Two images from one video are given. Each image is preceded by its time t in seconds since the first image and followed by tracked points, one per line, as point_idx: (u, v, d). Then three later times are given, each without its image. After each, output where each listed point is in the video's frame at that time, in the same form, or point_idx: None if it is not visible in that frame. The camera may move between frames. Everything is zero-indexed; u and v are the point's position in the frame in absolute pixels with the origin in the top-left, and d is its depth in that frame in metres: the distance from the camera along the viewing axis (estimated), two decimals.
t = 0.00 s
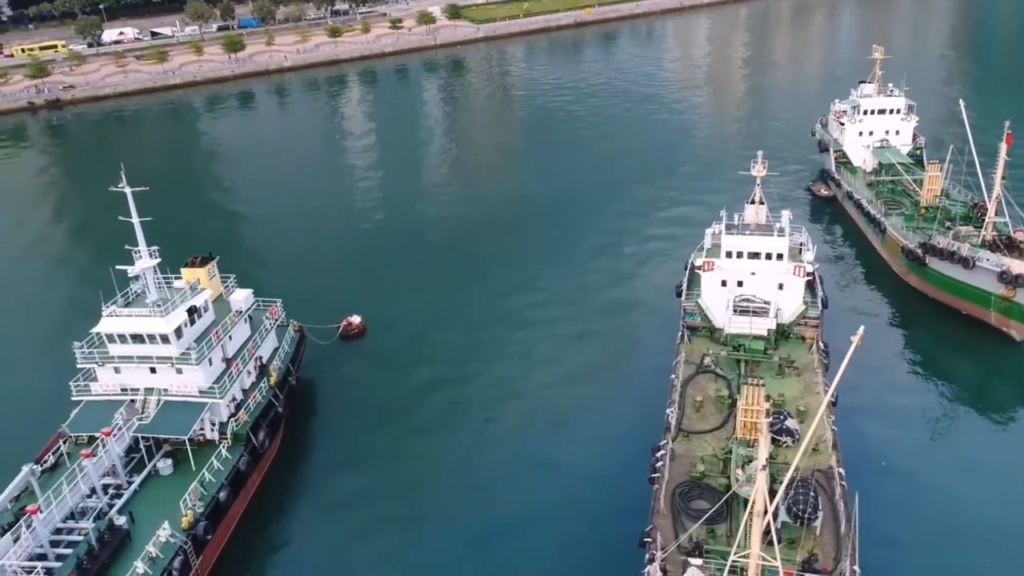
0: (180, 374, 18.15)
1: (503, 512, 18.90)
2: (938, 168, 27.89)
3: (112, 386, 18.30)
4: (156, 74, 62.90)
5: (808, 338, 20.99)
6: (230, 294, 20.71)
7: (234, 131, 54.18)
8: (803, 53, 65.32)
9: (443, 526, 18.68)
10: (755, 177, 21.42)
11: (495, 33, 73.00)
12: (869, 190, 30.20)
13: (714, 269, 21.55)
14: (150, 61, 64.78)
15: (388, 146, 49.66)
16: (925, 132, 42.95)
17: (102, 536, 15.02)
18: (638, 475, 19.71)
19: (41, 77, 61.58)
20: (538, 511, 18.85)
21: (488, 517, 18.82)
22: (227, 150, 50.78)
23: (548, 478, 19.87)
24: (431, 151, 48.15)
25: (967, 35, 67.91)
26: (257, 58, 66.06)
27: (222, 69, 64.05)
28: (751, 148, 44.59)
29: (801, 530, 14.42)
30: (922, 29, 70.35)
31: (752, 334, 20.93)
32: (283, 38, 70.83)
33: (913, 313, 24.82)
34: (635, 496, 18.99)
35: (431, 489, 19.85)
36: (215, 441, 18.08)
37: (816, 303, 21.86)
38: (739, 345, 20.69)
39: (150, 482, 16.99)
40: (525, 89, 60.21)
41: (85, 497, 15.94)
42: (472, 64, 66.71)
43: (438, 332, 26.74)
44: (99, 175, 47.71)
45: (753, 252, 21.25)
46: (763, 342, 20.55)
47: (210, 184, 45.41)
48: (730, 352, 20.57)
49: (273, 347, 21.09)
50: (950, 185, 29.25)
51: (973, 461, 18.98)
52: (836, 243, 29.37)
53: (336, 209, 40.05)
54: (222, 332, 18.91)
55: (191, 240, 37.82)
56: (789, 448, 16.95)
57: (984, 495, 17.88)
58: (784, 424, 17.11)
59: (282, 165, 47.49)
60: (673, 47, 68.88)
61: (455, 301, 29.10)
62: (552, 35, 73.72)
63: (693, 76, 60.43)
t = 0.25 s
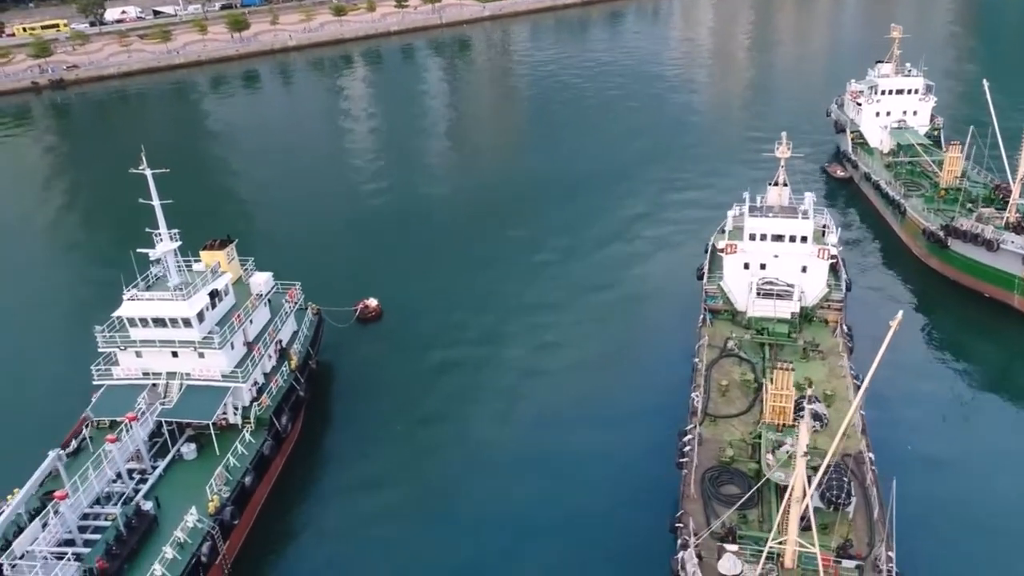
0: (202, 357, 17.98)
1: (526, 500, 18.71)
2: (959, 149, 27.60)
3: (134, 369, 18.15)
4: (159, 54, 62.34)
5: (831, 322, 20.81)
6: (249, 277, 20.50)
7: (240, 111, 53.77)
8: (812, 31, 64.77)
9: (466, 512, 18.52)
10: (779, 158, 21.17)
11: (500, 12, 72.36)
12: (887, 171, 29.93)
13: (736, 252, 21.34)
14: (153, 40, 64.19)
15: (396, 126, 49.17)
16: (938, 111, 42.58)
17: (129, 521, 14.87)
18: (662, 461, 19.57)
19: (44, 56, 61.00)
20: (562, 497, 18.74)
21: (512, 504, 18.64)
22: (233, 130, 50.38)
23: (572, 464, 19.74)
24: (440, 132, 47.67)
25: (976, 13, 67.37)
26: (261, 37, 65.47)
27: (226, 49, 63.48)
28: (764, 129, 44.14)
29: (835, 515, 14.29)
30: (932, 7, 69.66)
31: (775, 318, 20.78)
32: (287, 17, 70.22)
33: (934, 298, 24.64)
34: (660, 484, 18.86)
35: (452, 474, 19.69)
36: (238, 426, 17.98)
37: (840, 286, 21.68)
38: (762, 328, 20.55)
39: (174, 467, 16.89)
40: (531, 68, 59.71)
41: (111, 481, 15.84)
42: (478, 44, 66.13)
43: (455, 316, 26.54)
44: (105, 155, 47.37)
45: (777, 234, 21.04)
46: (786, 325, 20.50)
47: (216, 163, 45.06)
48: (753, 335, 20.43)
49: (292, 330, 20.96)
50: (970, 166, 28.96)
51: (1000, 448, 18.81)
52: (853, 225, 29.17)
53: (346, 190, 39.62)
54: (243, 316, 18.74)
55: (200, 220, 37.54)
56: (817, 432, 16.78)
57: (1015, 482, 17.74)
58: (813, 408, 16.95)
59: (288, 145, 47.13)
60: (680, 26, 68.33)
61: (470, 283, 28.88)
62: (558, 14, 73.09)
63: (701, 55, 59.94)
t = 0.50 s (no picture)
0: (221, 343, 17.85)
1: (529, 496, 18.41)
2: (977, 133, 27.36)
3: (153, 355, 18.02)
4: (163, 35, 61.86)
5: (852, 307, 20.67)
6: (266, 262, 20.33)
7: (245, 93, 53.37)
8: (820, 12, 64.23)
9: (484, 501, 18.39)
10: (801, 142, 20.97)
11: None
12: (903, 154, 29.72)
13: (757, 237, 21.17)
14: (157, 22, 63.69)
15: (405, 109, 48.69)
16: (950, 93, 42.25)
17: (153, 509, 14.81)
18: (682, 449, 19.44)
19: (47, 38, 60.56)
20: (581, 485, 18.61)
21: (526, 495, 18.46)
22: (238, 111, 50.03)
23: (591, 452, 19.59)
24: (449, 114, 47.20)
25: None
26: (265, 19, 64.94)
27: (230, 30, 62.99)
28: (777, 112, 43.69)
29: (864, 503, 14.21)
30: None
31: (796, 303, 20.65)
32: None
33: (953, 284, 24.47)
34: (681, 472, 18.74)
35: (470, 464, 19.53)
36: (258, 412, 17.87)
37: (860, 272, 21.54)
38: (784, 314, 20.40)
39: (195, 454, 16.78)
40: (538, 50, 59.24)
41: (134, 468, 15.74)
42: (483, 25, 65.61)
43: (470, 301, 26.36)
44: (110, 137, 47.07)
45: (798, 219, 20.89)
46: (808, 310, 20.31)
47: (222, 143, 44.70)
48: (774, 321, 20.28)
49: (309, 315, 20.84)
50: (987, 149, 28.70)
51: None
52: (869, 209, 29.01)
53: (355, 173, 39.24)
54: (262, 302, 18.61)
55: (208, 201, 37.25)
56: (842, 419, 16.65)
57: None
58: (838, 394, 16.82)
59: (294, 126, 46.78)
60: (686, 7, 67.77)
61: (484, 268, 28.68)
62: None
63: (709, 37, 59.49)
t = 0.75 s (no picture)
0: (244, 327, 17.70)
1: (545, 484, 18.25)
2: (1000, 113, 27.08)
3: (176, 339, 17.88)
4: (166, 15, 61.33)
5: (876, 290, 20.51)
6: (286, 245, 20.15)
7: (250, 72, 52.92)
8: None
9: (508, 484, 18.31)
10: (827, 122, 20.72)
11: None
12: (923, 135, 29.41)
13: (781, 219, 20.98)
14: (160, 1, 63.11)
15: (415, 88, 48.18)
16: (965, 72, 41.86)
17: (182, 494, 14.72)
18: (705, 434, 19.33)
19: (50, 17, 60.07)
20: (605, 469, 18.54)
21: (550, 478, 18.38)
22: (244, 90, 49.62)
23: (615, 436, 19.51)
24: (458, 94, 46.75)
25: None
26: None
27: (234, 9, 62.43)
28: (788, 92, 43.32)
29: (900, 488, 14.10)
30: None
31: (821, 287, 20.50)
32: None
33: (977, 267, 24.27)
34: (705, 457, 18.66)
35: (493, 447, 19.42)
36: (282, 396, 17.76)
37: (885, 254, 21.34)
38: (809, 297, 20.22)
39: (220, 438, 16.68)
40: (545, 29, 58.71)
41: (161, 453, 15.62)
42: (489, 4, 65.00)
43: (486, 284, 26.15)
44: (115, 116, 46.69)
45: (823, 201, 20.72)
46: (833, 294, 20.17)
47: (229, 123, 44.34)
48: (800, 304, 20.11)
49: (330, 297, 20.69)
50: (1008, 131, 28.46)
51: None
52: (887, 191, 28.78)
53: (365, 152, 38.83)
54: (284, 286, 18.46)
55: (217, 179, 36.94)
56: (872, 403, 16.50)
57: None
58: (867, 377, 16.67)
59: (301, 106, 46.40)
60: None
61: (499, 250, 28.49)
62: None
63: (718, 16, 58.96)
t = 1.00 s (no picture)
0: (265, 313, 17.56)
1: (557, 474, 18.02)
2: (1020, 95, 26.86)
3: (196, 324, 17.72)
4: None
5: (898, 275, 20.33)
6: (305, 229, 19.96)
7: (255, 53, 52.50)
8: None
9: (529, 469, 18.23)
10: (849, 105, 20.52)
11: None
12: (941, 117, 29.14)
13: (802, 203, 20.82)
14: None
15: (421, 69, 47.76)
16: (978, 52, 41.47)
17: (208, 482, 14.66)
18: (726, 420, 19.21)
19: None
20: (625, 455, 18.43)
21: (571, 463, 18.30)
22: (249, 72, 49.25)
23: (634, 420, 19.42)
24: (465, 75, 46.36)
25: None
26: None
27: None
28: (799, 73, 42.96)
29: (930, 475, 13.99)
30: None
31: (843, 271, 20.35)
32: None
33: (996, 251, 24.09)
34: (726, 443, 18.57)
35: (512, 431, 19.33)
36: (303, 382, 17.64)
37: (908, 239, 21.12)
38: (831, 282, 20.01)
39: (242, 425, 16.57)
40: (551, 10, 58.21)
41: (184, 440, 15.52)
42: None
43: (502, 269, 25.98)
44: (120, 98, 46.35)
45: (846, 185, 20.58)
46: (855, 279, 19.92)
47: (235, 104, 44.00)
48: (822, 289, 19.94)
49: (348, 282, 20.56)
50: None
51: None
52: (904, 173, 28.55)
53: (374, 134, 38.49)
54: (305, 271, 18.33)
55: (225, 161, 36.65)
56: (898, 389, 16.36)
57: None
58: (894, 364, 16.52)
59: (307, 87, 46.03)
60: None
61: (512, 233, 28.33)
62: None
63: None
